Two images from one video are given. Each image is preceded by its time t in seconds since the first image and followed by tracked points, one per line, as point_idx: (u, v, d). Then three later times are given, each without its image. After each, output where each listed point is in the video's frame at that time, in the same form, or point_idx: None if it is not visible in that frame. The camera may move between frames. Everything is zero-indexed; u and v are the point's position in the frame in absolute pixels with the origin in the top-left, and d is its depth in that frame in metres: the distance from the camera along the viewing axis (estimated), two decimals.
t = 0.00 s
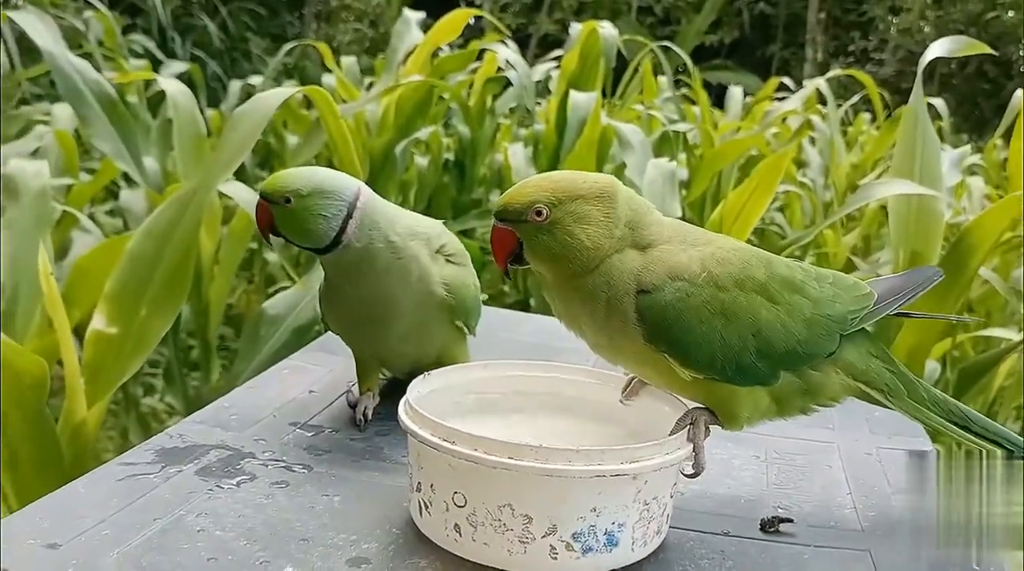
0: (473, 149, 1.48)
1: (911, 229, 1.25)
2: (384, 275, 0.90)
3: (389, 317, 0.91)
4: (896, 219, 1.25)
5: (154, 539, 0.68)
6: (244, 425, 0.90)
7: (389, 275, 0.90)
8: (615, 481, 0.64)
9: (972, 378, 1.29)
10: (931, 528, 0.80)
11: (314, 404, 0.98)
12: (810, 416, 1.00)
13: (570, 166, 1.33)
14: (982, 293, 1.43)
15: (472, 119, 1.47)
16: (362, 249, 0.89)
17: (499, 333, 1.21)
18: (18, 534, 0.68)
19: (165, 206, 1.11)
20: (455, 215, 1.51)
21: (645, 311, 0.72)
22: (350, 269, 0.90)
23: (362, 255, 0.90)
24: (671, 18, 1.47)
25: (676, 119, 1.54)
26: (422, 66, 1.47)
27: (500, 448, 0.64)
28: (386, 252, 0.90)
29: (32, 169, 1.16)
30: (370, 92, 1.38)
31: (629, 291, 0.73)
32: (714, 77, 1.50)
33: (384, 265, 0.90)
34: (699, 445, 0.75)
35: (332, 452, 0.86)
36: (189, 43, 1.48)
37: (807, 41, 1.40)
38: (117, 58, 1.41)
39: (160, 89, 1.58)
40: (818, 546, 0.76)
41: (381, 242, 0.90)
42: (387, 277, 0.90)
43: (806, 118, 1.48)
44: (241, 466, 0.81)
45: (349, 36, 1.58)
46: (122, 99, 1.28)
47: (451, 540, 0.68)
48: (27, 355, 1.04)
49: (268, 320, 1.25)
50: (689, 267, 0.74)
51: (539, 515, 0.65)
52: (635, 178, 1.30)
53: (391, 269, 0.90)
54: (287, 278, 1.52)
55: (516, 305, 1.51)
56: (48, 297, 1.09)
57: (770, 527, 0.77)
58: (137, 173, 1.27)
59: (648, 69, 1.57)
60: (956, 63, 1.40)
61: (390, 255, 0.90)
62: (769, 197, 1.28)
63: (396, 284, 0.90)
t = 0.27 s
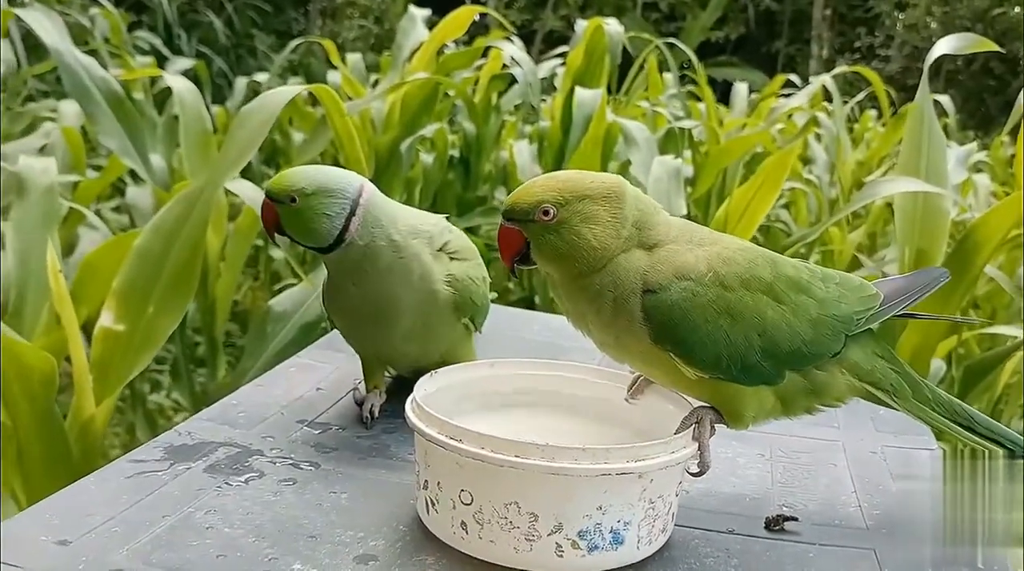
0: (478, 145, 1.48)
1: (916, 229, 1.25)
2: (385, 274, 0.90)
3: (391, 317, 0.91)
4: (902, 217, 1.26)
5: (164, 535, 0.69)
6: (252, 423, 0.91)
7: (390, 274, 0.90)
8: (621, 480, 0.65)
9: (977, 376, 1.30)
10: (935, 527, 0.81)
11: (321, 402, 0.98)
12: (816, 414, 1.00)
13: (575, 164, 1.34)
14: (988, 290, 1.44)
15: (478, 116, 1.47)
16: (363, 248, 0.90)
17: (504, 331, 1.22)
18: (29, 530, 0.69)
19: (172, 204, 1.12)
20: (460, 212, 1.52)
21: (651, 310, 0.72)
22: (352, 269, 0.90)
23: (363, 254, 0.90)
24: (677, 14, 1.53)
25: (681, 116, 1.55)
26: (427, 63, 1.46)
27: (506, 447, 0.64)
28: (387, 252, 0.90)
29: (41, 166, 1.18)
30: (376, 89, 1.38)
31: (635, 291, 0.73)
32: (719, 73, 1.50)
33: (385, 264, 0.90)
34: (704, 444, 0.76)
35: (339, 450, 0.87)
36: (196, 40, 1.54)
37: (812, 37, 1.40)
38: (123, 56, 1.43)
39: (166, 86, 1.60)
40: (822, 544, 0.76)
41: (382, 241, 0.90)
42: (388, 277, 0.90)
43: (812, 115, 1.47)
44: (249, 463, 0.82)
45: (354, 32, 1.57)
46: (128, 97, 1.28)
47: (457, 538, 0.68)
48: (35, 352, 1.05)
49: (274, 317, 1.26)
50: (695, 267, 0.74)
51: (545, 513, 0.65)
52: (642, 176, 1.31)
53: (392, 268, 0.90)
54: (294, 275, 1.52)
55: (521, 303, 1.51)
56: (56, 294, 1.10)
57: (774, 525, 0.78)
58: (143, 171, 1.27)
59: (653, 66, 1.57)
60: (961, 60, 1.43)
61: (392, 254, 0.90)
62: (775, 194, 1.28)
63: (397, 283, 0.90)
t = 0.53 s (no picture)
0: (484, 142, 1.48)
1: (924, 226, 1.25)
2: (382, 270, 0.91)
3: (385, 310, 0.93)
4: (909, 214, 1.25)
5: (174, 529, 0.69)
6: (260, 417, 0.91)
7: (387, 270, 0.91)
8: (630, 475, 0.65)
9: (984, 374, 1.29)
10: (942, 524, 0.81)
11: (329, 397, 0.98)
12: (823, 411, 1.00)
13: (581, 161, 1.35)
14: (995, 288, 1.43)
15: (483, 113, 1.47)
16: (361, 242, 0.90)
17: (511, 327, 1.22)
18: (40, 523, 0.69)
19: (180, 200, 1.12)
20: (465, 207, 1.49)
21: (660, 307, 0.72)
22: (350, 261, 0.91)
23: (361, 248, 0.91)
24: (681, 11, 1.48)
25: (687, 113, 1.55)
26: (433, 60, 1.47)
27: (515, 442, 0.64)
28: (385, 247, 0.90)
29: (48, 163, 1.17)
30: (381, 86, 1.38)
31: (644, 287, 0.74)
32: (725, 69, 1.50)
33: (383, 260, 0.90)
34: (713, 440, 0.75)
35: (348, 445, 0.87)
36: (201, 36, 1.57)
37: (818, 34, 1.37)
38: (129, 52, 1.43)
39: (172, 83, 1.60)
40: (831, 540, 0.76)
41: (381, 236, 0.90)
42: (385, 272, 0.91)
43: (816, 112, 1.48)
44: (257, 457, 0.82)
45: (358, 29, 1.55)
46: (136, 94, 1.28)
47: (466, 533, 0.69)
48: (43, 346, 1.05)
49: (281, 314, 1.27)
50: (704, 263, 0.74)
51: (554, 508, 0.65)
52: (646, 172, 1.30)
53: (390, 264, 0.91)
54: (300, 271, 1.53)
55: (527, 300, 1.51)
56: (65, 289, 1.10)
57: (782, 521, 0.78)
58: (150, 166, 1.28)
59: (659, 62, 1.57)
60: (969, 57, 1.41)
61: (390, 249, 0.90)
62: (782, 191, 1.28)
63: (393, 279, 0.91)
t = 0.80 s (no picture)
0: (487, 139, 1.48)
1: (927, 224, 1.25)
2: (392, 258, 0.89)
3: (391, 301, 0.90)
4: (913, 211, 1.26)
5: (182, 524, 0.70)
6: (267, 414, 0.92)
7: (396, 259, 0.89)
8: (634, 472, 0.65)
9: (988, 371, 1.30)
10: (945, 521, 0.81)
11: (334, 393, 0.99)
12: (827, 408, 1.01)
13: (585, 158, 1.36)
14: (998, 285, 1.44)
15: (486, 110, 1.48)
16: (371, 229, 0.88)
17: (515, 325, 1.22)
18: (50, 518, 0.69)
19: (185, 198, 1.13)
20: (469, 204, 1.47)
21: (665, 304, 0.73)
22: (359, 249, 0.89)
23: (371, 234, 0.88)
24: (685, 8, 1.53)
25: (691, 110, 1.55)
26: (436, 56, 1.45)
27: (521, 438, 0.65)
28: (395, 234, 0.88)
29: (54, 160, 1.19)
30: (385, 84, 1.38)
31: (648, 287, 0.74)
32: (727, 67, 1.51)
33: (393, 249, 0.88)
34: (717, 437, 0.76)
35: (354, 441, 0.88)
36: (204, 32, 1.57)
37: (823, 30, 1.41)
38: (134, 49, 1.44)
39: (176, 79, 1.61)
40: (835, 537, 0.76)
41: (392, 223, 0.88)
42: (394, 261, 0.89)
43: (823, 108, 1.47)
44: (264, 453, 0.83)
45: (362, 26, 1.56)
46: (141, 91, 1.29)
47: (472, 529, 0.69)
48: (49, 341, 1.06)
49: (286, 311, 1.27)
50: (707, 261, 0.75)
51: (559, 504, 0.66)
52: (649, 170, 1.29)
53: (400, 253, 0.89)
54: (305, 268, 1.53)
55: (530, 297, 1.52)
56: (71, 286, 1.11)
57: (787, 518, 0.78)
58: (154, 163, 1.27)
59: (662, 62, 1.57)
60: (973, 54, 1.43)
61: (400, 237, 0.88)
62: (786, 187, 1.28)
63: (402, 269, 0.89)
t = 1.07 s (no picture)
0: (489, 139, 1.49)
1: (929, 221, 1.25)
2: (391, 263, 0.89)
3: (389, 306, 0.90)
4: (913, 213, 1.25)
5: (183, 527, 0.70)
6: (268, 416, 0.92)
7: (395, 265, 0.89)
8: (634, 477, 0.65)
9: (988, 373, 1.30)
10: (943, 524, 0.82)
11: (335, 395, 0.99)
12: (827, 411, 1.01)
13: (586, 158, 1.36)
14: (999, 286, 1.44)
15: (488, 109, 1.48)
16: (370, 234, 0.88)
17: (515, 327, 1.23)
18: (51, 522, 0.70)
19: (187, 198, 1.13)
20: (469, 204, 1.48)
21: (670, 310, 0.73)
22: (358, 255, 0.89)
23: (371, 240, 0.88)
24: (688, 7, 1.52)
25: (692, 109, 1.56)
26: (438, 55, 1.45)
27: (521, 444, 0.65)
28: (395, 241, 0.88)
29: (56, 159, 1.20)
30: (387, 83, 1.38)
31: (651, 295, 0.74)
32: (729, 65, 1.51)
33: (393, 255, 0.88)
34: (717, 443, 0.76)
35: (354, 444, 0.88)
36: (206, 30, 1.64)
37: (825, 29, 1.39)
38: (135, 47, 1.45)
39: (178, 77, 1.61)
40: (834, 541, 0.77)
41: (391, 229, 0.88)
42: (392, 268, 0.89)
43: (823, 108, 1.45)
44: (265, 456, 0.83)
45: (364, 24, 1.53)
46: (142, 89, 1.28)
47: (472, 533, 0.69)
48: (50, 341, 1.06)
49: (287, 311, 1.28)
50: (713, 263, 0.74)
51: (559, 510, 0.66)
52: (653, 171, 1.32)
53: (399, 258, 0.89)
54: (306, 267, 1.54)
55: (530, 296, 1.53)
56: (73, 287, 1.11)
57: (786, 522, 0.78)
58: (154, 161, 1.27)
59: (664, 60, 1.57)
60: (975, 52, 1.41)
61: (400, 243, 0.88)
62: (789, 186, 1.28)
63: (401, 275, 0.89)
